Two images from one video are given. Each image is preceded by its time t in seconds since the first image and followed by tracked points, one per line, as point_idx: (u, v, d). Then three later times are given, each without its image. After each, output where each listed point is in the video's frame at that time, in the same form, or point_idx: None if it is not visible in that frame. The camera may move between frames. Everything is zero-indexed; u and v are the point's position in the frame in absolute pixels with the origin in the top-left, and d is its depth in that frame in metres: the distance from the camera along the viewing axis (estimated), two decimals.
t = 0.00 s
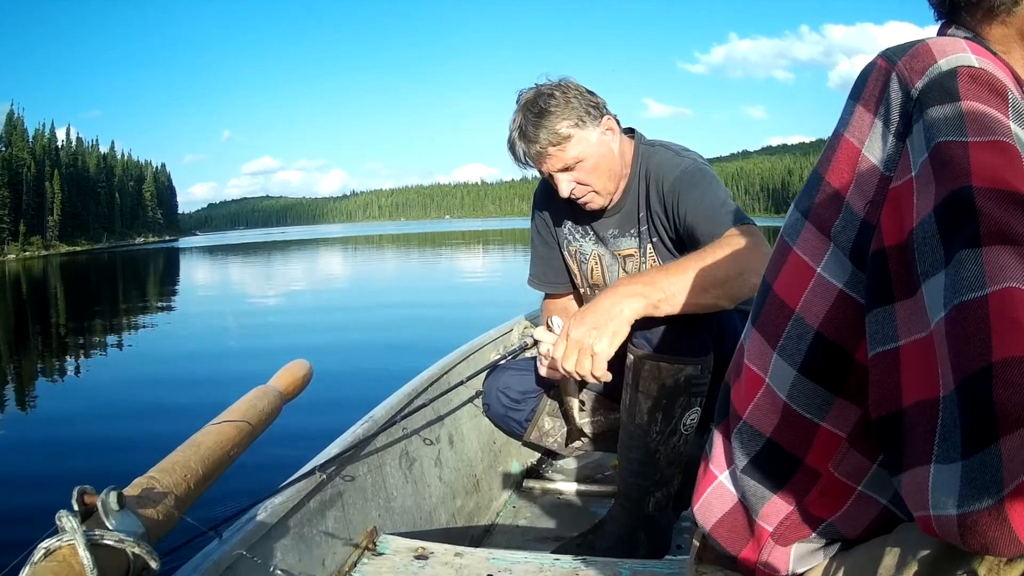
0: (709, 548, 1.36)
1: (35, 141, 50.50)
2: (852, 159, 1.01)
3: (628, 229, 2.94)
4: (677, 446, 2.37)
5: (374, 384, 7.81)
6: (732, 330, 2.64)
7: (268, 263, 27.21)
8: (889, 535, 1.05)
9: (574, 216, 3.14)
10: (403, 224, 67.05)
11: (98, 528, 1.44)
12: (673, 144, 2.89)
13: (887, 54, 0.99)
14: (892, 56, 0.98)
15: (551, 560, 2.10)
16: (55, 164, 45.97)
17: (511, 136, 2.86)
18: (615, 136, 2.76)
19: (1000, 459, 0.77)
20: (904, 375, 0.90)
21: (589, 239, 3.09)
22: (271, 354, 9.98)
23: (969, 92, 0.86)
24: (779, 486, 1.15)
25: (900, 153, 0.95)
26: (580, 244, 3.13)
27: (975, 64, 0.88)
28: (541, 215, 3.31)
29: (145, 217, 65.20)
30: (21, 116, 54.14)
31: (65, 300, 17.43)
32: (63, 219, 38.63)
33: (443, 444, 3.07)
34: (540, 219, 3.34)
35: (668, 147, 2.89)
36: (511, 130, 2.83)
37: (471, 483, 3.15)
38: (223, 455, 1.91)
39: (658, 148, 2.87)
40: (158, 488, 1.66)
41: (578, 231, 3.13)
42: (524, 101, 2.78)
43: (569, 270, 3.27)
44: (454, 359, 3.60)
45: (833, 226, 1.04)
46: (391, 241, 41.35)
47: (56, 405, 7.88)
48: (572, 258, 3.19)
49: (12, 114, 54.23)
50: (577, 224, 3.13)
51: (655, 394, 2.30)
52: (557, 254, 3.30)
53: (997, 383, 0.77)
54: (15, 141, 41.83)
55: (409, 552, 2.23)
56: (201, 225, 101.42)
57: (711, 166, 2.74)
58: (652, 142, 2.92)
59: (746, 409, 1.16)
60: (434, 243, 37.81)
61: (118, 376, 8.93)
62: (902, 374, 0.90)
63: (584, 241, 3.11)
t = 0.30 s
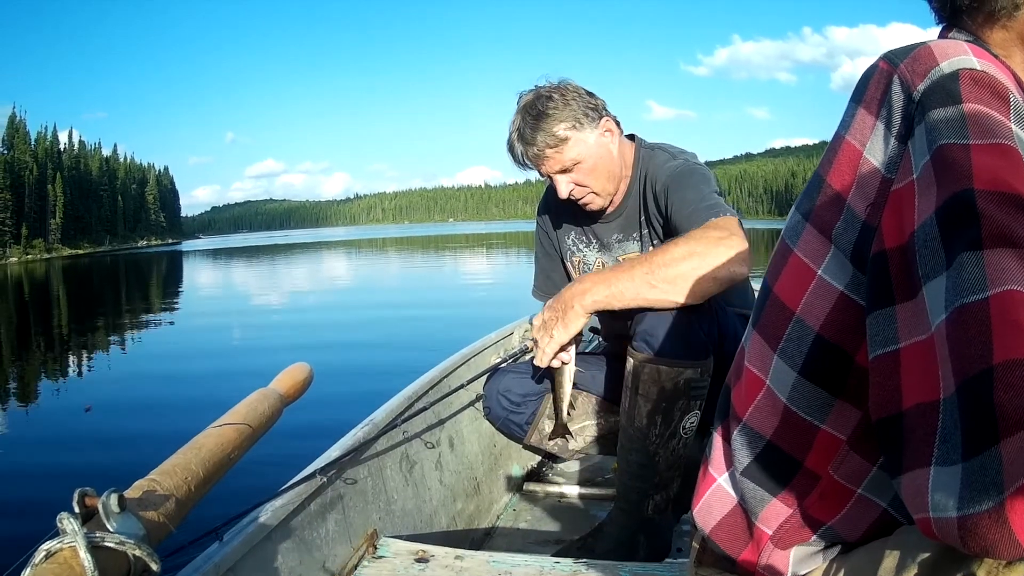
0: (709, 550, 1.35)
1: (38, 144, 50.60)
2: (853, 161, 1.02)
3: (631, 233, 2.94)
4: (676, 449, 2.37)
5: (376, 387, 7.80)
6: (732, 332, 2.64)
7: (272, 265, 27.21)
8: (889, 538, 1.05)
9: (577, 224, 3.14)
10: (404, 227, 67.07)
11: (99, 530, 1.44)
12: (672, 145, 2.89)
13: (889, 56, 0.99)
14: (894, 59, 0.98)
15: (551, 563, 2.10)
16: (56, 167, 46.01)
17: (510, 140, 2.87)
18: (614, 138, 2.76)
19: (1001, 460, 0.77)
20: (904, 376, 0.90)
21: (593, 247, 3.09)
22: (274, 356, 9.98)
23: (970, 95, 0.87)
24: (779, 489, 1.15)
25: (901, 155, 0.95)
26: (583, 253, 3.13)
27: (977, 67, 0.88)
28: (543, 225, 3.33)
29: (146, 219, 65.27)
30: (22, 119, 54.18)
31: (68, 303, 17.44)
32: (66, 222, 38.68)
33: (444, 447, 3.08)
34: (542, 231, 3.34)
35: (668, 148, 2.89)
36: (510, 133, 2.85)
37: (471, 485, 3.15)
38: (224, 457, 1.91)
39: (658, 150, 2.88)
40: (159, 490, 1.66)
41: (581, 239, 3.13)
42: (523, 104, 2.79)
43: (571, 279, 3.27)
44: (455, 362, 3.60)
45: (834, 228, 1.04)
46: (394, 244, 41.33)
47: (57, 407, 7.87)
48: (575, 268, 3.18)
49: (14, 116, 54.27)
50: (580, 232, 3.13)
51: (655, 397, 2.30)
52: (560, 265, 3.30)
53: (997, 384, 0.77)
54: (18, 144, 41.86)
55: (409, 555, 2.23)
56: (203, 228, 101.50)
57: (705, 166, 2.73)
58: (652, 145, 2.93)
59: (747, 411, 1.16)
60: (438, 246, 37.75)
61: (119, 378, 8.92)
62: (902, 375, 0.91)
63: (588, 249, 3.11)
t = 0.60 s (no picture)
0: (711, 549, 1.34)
1: (40, 143, 50.64)
2: (859, 159, 1.01)
3: (633, 233, 2.93)
4: (678, 447, 2.37)
5: (379, 386, 7.79)
6: (734, 331, 2.63)
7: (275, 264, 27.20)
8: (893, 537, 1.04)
9: (579, 225, 3.14)
10: (406, 225, 67.03)
11: (101, 528, 1.44)
12: (673, 145, 2.89)
13: (895, 55, 0.99)
14: (900, 58, 0.98)
15: (553, 562, 2.09)
16: (58, 165, 46.01)
17: (510, 142, 2.87)
18: (612, 138, 2.76)
19: (1009, 456, 0.76)
20: (910, 374, 0.90)
21: (595, 248, 3.08)
22: (277, 355, 9.97)
23: (977, 94, 0.86)
24: (783, 487, 1.14)
25: (908, 153, 0.95)
26: (586, 254, 3.12)
27: (984, 67, 0.87)
28: (545, 227, 3.32)
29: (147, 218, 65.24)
30: (24, 117, 54.17)
31: (70, 302, 17.44)
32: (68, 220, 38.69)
33: (445, 445, 3.07)
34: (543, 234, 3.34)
35: (668, 147, 2.88)
36: (509, 136, 2.85)
37: (473, 484, 3.14)
38: (226, 456, 1.91)
39: (658, 150, 2.87)
40: (161, 489, 1.65)
41: (583, 241, 3.13)
42: (521, 106, 2.79)
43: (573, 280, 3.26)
44: (457, 361, 3.59)
45: (840, 226, 1.04)
46: (396, 243, 41.29)
47: (59, 405, 7.87)
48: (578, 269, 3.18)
49: (16, 115, 54.27)
50: (582, 233, 3.12)
51: (656, 396, 2.30)
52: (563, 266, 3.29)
53: (1005, 381, 0.77)
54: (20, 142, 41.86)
55: (411, 553, 2.23)
56: (204, 227, 101.50)
57: (706, 164, 2.73)
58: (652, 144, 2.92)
59: (752, 409, 1.16)
60: (442, 244, 37.73)
61: (121, 377, 8.92)
62: (908, 373, 0.90)
63: (590, 250, 3.10)
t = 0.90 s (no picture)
0: (713, 549, 1.34)
1: (43, 141, 50.69)
2: (862, 157, 1.01)
3: (635, 232, 2.93)
4: (679, 447, 2.37)
5: (382, 384, 7.79)
6: (736, 332, 2.63)
7: (278, 262, 27.20)
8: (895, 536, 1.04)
9: (581, 224, 3.14)
10: (409, 225, 67.04)
11: (103, 525, 1.45)
12: (675, 144, 2.89)
13: (898, 54, 0.99)
14: (903, 56, 0.98)
15: (554, 561, 2.09)
16: (62, 163, 46.07)
17: (512, 141, 2.88)
18: (614, 137, 2.76)
19: (1012, 451, 0.76)
20: (911, 371, 0.90)
21: (597, 248, 3.08)
22: (280, 353, 9.97)
23: (980, 92, 0.86)
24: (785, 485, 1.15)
25: (911, 151, 0.95)
26: (588, 253, 3.12)
27: (986, 65, 0.88)
28: (548, 227, 3.33)
29: (151, 216, 65.29)
30: (28, 115, 54.24)
31: (74, 298, 17.43)
32: (71, 217, 38.71)
33: (447, 444, 3.08)
34: (546, 232, 3.36)
35: (670, 147, 2.88)
36: (512, 135, 2.85)
37: (474, 484, 3.14)
38: (229, 453, 1.91)
39: (660, 149, 2.87)
40: (163, 486, 1.66)
41: (585, 240, 3.13)
42: (523, 105, 2.79)
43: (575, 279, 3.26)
44: (459, 360, 3.59)
45: (842, 224, 1.04)
46: (398, 242, 41.29)
47: (62, 402, 7.87)
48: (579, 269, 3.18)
49: (20, 113, 54.32)
50: (584, 232, 3.12)
51: (658, 396, 2.30)
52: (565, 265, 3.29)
53: (1007, 376, 0.77)
54: (23, 139, 41.87)
55: (412, 552, 2.23)
56: (208, 225, 101.45)
57: (709, 163, 2.73)
58: (654, 144, 2.92)
59: (755, 406, 1.16)
60: (445, 244, 37.74)
61: (124, 374, 8.92)
62: (910, 370, 0.90)
63: (592, 249, 3.10)
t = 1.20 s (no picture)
0: (713, 549, 1.34)
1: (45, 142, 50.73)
2: (861, 158, 1.01)
3: (635, 233, 2.93)
4: (679, 449, 2.37)
5: (383, 385, 7.79)
6: (735, 333, 2.62)
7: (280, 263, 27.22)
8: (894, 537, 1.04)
9: (581, 226, 3.14)
10: (410, 227, 67.04)
11: (103, 525, 1.45)
12: (675, 145, 2.89)
13: (897, 54, 0.99)
14: (901, 56, 0.98)
15: (554, 562, 2.09)
16: (64, 163, 46.10)
17: (512, 143, 2.88)
18: (613, 138, 2.76)
19: (1010, 451, 0.76)
20: (910, 371, 0.90)
21: (597, 250, 3.08)
22: (281, 354, 9.97)
23: (978, 92, 0.86)
24: (785, 486, 1.15)
25: (909, 151, 0.95)
26: (588, 254, 3.12)
27: (984, 65, 0.88)
28: (549, 229, 3.33)
29: (152, 217, 65.33)
30: (29, 115, 54.27)
31: (76, 299, 17.44)
32: (73, 218, 38.74)
33: (447, 445, 3.08)
34: (546, 233, 3.36)
35: (670, 148, 2.88)
36: (511, 137, 2.85)
37: (474, 484, 3.14)
38: (229, 453, 1.91)
39: (660, 150, 2.88)
40: (163, 486, 1.66)
41: (585, 242, 3.13)
42: (522, 107, 2.80)
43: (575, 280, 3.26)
44: (459, 361, 3.59)
45: (841, 225, 1.04)
46: (400, 243, 41.27)
47: (63, 402, 7.87)
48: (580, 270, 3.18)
49: (21, 113, 54.36)
50: (584, 234, 3.12)
51: (657, 397, 2.30)
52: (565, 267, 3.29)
53: (1006, 375, 0.77)
54: (24, 140, 41.88)
55: (411, 553, 2.23)
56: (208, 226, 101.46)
57: (709, 164, 2.73)
58: (654, 145, 2.93)
59: (754, 408, 1.17)
60: (446, 245, 37.73)
61: (125, 375, 8.92)
62: (909, 370, 0.90)
63: (592, 251, 3.10)
